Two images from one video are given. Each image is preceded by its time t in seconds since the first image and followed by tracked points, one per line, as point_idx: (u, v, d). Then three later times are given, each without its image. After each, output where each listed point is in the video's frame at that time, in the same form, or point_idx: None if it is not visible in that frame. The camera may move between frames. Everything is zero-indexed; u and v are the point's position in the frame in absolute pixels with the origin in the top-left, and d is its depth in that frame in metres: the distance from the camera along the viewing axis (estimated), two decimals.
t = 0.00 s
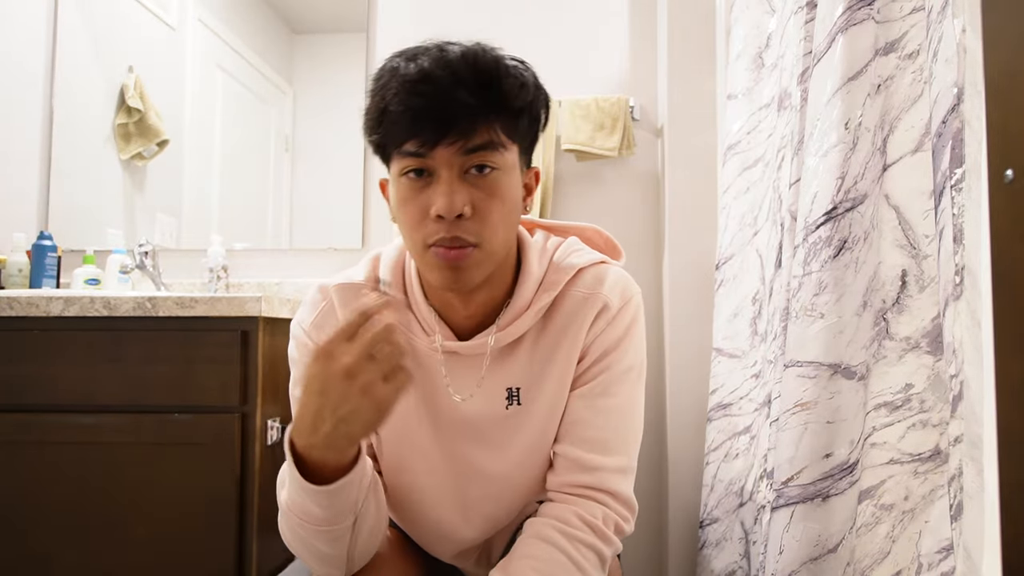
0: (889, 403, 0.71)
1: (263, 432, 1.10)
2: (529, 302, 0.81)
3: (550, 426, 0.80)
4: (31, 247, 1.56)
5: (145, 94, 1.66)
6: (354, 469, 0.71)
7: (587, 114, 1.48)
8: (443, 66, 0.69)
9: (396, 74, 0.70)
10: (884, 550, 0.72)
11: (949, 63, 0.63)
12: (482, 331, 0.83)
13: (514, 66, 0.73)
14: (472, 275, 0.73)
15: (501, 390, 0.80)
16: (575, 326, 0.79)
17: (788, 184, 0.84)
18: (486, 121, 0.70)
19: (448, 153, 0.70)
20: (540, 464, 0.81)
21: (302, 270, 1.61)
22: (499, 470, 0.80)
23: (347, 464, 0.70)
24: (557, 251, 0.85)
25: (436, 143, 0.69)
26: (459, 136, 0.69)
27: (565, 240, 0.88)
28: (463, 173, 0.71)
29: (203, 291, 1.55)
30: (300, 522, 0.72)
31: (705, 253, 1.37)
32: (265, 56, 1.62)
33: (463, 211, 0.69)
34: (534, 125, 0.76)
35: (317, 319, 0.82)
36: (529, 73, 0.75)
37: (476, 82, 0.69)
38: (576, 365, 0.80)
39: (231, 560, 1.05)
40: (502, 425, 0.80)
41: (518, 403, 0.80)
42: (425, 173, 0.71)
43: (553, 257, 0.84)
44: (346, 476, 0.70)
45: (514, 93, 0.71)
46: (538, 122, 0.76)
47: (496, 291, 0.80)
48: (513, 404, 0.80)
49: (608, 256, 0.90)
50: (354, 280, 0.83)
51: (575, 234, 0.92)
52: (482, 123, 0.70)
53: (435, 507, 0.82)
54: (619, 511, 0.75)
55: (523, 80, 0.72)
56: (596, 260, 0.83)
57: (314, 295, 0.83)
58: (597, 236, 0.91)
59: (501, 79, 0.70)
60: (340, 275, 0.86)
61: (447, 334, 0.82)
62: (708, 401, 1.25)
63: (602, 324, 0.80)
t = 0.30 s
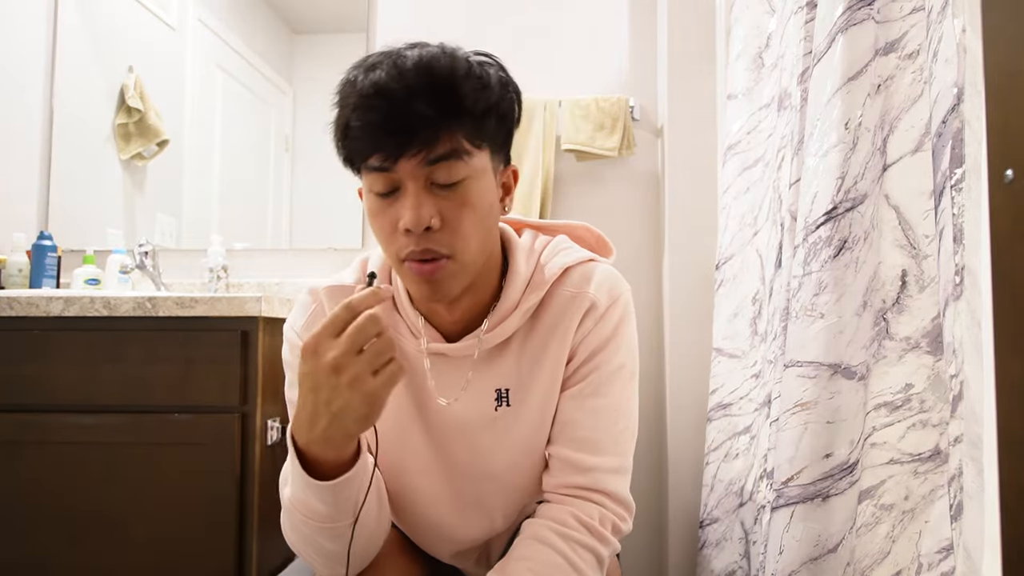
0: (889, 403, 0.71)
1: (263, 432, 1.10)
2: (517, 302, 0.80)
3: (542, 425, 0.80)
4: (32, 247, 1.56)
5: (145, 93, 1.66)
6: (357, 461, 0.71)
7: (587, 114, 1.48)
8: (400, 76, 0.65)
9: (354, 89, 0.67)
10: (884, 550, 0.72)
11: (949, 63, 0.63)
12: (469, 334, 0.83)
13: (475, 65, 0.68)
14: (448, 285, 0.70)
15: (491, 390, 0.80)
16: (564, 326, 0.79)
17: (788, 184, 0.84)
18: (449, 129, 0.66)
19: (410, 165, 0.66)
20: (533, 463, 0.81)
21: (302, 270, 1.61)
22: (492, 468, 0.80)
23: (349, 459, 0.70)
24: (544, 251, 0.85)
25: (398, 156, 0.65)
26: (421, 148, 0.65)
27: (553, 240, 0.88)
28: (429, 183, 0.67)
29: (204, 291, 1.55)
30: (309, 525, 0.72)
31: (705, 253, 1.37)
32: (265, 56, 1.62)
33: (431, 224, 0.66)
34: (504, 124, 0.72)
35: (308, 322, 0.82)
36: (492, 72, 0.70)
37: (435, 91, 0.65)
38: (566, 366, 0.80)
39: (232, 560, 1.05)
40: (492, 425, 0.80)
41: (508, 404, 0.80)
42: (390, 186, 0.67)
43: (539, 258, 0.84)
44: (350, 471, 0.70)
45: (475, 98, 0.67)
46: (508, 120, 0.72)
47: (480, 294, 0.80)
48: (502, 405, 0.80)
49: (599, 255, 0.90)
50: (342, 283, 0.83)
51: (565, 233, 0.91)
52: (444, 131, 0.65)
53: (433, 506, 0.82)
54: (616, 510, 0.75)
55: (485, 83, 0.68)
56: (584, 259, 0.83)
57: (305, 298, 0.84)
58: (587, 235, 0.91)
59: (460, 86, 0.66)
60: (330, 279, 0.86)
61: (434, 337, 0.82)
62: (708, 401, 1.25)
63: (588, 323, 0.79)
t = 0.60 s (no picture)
0: (889, 403, 0.71)
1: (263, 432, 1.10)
2: (516, 304, 0.81)
3: (542, 427, 0.80)
4: (32, 247, 1.56)
5: (145, 93, 1.66)
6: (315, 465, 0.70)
7: (587, 114, 1.48)
8: (407, 84, 0.62)
9: (357, 95, 0.64)
10: (884, 550, 0.72)
11: (950, 63, 0.63)
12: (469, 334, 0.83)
13: (481, 69, 0.66)
14: (460, 294, 0.71)
15: (491, 392, 0.80)
16: (563, 328, 0.79)
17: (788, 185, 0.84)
18: (459, 139, 0.64)
19: (422, 177, 0.64)
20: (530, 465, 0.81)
21: (301, 270, 1.61)
22: (491, 469, 0.80)
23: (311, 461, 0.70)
24: (543, 253, 0.85)
25: (408, 167, 0.63)
26: (431, 159, 0.63)
27: (553, 242, 0.87)
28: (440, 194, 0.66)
29: (204, 291, 1.55)
30: (281, 535, 0.73)
31: (706, 253, 1.37)
32: (265, 56, 1.62)
33: (444, 235, 0.66)
34: (508, 129, 0.71)
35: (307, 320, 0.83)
36: (497, 77, 0.68)
37: (444, 100, 0.63)
38: (566, 366, 0.80)
39: (232, 560, 1.05)
40: (490, 427, 0.80)
41: (507, 406, 0.80)
42: (399, 197, 0.66)
43: (539, 260, 0.84)
44: (307, 474, 0.70)
45: (484, 106, 0.65)
46: (511, 124, 0.70)
47: (482, 298, 0.80)
48: (501, 407, 0.80)
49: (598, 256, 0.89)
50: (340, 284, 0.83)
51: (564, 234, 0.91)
52: (454, 142, 0.64)
53: (433, 509, 0.82)
54: (615, 511, 0.75)
55: (492, 89, 0.66)
56: (583, 261, 0.83)
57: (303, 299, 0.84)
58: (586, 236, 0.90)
59: (469, 94, 0.64)
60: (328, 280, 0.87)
61: (434, 340, 0.82)
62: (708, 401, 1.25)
63: (588, 324, 0.79)
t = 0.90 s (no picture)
0: (889, 403, 0.71)
1: (263, 432, 1.10)
2: (522, 309, 0.80)
3: (545, 426, 0.80)
4: (32, 246, 1.56)
5: (145, 93, 1.66)
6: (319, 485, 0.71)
7: (587, 114, 1.48)
8: (455, 90, 0.62)
9: (401, 95, 0.62)
10: (884, 550, 0.72)
11: (949, 63, 0.62)
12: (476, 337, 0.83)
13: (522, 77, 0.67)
14: (484, 299, 0.72)
15: (495, 394, 0.80)
16: (567, 330, 0.79)
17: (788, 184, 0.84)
18: (501, 148, 0.64)
19: (463, 186, 0.63)
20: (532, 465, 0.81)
21: (301, 270, 1.61)
22: (494, 469, 0.80)
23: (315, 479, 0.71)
24: (548, 255, 0.85)
25: (450, 175, 0.63)
26: (475, 169, 0.63)
27: (557, 244, 0.87)
28: (478, 203, 0.65)
29: (203, 291, 1.55)
30: (283, 545, 0.73)
31: (706, 253, 1.37)
32: (265, 56, 1.62)
33: (481, 245, 0.66)
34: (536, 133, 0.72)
35: (308, 323, 0.83)
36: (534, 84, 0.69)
37: (491, 108, 0.63)
38: (570, 367, 0.80)
39: (231, 560, 1.05)
40: (494, 427, 0.80)
41: (512, 408, 0.80)
42: (436, 204, 0.64)
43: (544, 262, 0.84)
44: (312, 494, 0.71)
45: (526, 115, 0.66)
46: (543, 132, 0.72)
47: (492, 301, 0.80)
48: (505, 409, 0.80)
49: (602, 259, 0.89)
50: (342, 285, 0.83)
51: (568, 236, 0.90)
52: (497, 152, 0.64)
53: (434, 507, 0.82)
54: (617, 510, 0.75)
55: (533, 98, 0.67)
56: (589, 263, 0.82)
57: (304, 298, 0.84)
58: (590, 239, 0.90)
59: (515, 104, 0.65)
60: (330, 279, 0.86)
61: (443, 343, 0.82)
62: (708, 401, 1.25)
63: (593, 326, 0.79)
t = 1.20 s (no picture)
0: (889, 403, 0.71)
1: (263, 431, 1.10)
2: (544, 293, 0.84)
3: (568, 396, 0.82)
4: (31, 246, 1.56)
5: (145, 93, 1.66)
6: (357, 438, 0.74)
7: (587, 114, 1.48)
8: (452, 40, 0.76)
9: (410, 51, 0.77)
10: (884, 550, 0.72)
11: (950, 63, 0.63)
12: (498, 293, 0.87)
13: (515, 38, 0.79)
14: (480, 224, 0.77)
15: (521, 354, 0.83)
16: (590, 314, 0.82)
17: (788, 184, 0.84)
18: (490, 85, 0.76)
19: (454, 116, 0.76)
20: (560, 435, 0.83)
21: (301, 270, 1.60)
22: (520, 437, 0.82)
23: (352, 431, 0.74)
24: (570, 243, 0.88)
25: (445, 106, 0.75)
26: (464, 101, 0.75)
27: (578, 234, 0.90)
28: (468, 134, 0.76)
29: (204, 291, 1.55)
30: (313, 491, 0.75)
31: (706, 252, 1.37)
32: (265, 56, 1.62)
33: (467, 164, 0.74)
34: (537, 93, 0.82)
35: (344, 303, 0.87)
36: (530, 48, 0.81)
37: (480, 51, 0.76)
38: (593, 352, 0.82)
39: (232, 560, 1.05)
40: (520, 386, 0.82)
41: (537, 367, 0.82)
42: (433, 134, 0.77)
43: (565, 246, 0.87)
44: (347, 444, 0.73)
45: (516, 62, 0.77)
46: (540, 89, 0.82)
47: (507, 252, 0.85)
48: (531, 367, 0.82)
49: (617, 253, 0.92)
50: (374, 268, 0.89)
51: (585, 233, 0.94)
52: (485, 89, 0.76)
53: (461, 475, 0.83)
54: (660, 498, 0.77)
55: (523, 50, 0.78)
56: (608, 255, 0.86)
57: (339, 287, 0.89)
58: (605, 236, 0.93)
59: (502, 50, 0.77)
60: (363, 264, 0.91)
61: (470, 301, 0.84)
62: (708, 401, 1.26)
63: (615, 315, 0.82)
